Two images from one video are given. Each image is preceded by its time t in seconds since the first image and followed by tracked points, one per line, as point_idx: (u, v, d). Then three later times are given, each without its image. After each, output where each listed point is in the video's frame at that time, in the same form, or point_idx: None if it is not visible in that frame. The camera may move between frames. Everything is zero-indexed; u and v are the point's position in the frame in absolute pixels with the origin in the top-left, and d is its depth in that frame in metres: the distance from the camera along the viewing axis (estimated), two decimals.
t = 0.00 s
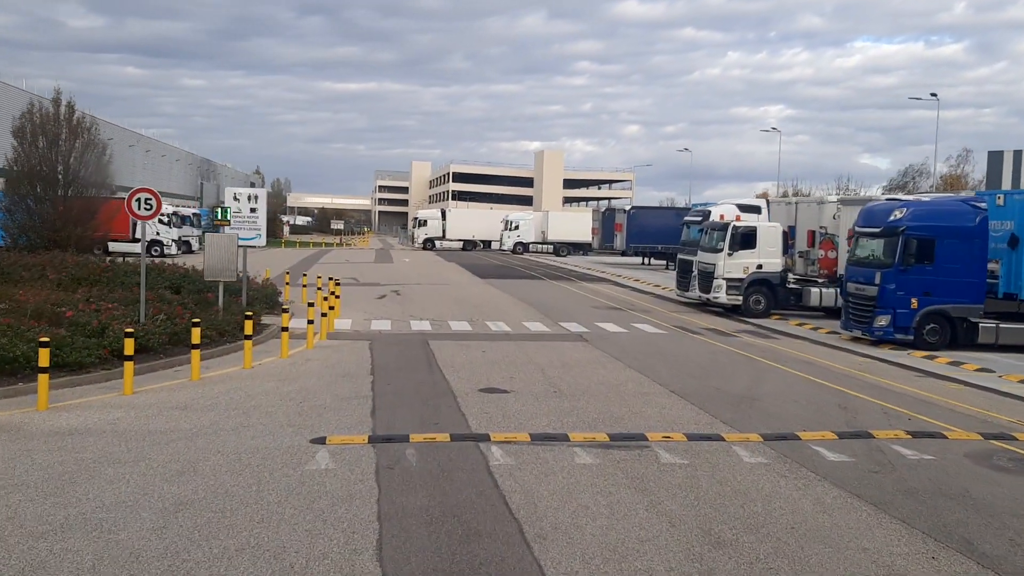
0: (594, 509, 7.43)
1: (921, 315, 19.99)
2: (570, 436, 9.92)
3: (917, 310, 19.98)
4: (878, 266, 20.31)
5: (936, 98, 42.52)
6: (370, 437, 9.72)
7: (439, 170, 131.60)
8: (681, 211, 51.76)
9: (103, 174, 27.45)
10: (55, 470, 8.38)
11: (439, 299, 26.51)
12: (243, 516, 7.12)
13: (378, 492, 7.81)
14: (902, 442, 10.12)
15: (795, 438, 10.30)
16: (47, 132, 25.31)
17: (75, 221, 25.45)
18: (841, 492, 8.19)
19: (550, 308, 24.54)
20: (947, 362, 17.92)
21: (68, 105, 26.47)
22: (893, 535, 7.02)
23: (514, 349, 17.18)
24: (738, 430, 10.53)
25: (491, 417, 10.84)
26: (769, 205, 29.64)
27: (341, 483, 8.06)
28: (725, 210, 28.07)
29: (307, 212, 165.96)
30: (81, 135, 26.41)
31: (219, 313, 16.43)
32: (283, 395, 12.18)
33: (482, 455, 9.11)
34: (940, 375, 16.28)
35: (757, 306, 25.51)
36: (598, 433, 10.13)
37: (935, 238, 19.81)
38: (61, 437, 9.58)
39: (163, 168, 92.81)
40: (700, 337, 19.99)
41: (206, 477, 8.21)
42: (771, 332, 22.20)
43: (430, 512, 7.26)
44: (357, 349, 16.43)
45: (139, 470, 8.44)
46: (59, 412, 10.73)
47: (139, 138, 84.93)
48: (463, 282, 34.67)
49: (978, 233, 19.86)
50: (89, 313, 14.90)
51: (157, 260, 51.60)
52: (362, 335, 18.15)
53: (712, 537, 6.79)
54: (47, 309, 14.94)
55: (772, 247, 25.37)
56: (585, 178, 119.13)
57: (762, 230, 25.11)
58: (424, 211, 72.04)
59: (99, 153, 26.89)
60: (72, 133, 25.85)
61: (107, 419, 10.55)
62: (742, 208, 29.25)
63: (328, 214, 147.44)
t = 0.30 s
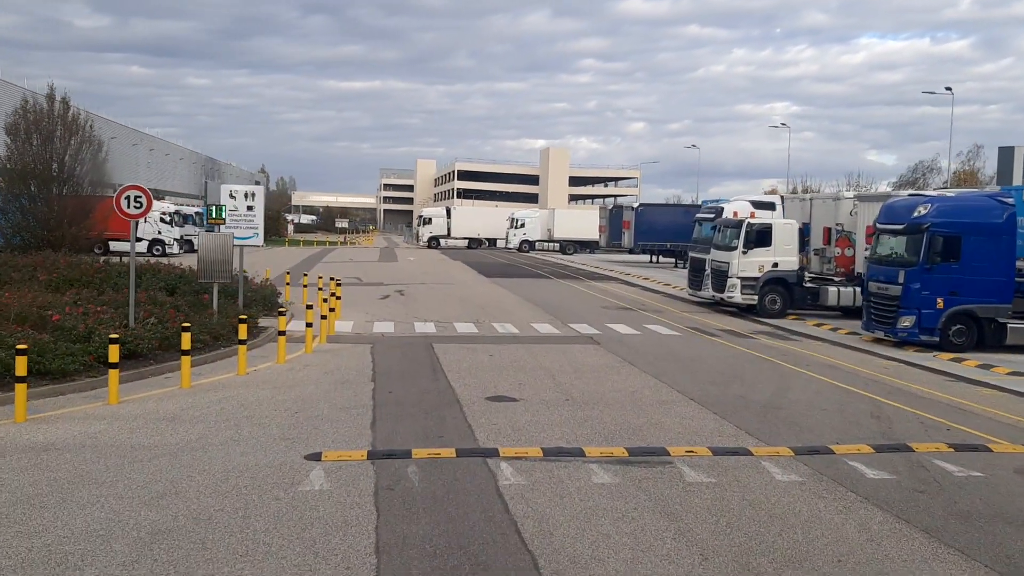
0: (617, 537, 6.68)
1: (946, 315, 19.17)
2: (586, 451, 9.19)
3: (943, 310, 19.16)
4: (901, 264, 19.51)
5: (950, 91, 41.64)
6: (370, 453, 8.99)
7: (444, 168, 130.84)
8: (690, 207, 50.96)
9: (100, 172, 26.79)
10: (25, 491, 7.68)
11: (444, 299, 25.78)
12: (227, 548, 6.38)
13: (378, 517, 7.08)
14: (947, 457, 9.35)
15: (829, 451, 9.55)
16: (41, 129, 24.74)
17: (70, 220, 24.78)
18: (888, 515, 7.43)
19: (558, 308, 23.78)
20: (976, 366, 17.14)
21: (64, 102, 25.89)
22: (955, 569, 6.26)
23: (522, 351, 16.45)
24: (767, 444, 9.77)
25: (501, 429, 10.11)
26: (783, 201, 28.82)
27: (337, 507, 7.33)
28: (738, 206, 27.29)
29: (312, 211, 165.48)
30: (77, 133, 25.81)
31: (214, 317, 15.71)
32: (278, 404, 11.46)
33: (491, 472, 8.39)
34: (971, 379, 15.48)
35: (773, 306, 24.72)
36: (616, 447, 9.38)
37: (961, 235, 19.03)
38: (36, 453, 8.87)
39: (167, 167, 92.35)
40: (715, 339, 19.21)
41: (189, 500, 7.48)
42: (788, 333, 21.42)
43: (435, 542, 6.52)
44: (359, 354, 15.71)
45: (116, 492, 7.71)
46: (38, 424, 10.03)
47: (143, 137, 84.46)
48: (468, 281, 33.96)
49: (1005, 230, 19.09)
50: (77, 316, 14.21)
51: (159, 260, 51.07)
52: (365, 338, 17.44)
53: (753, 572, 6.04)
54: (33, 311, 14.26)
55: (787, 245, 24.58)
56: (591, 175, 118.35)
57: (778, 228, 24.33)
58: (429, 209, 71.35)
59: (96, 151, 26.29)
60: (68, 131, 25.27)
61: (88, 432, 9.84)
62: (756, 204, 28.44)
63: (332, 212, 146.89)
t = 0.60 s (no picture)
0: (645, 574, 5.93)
1: (974, 317, 18.37)
2: (604, 470, 8.44)
3: (970, 312, 18.36)
4: (926, 264, 18.72)
5: (966, 86, 40.80)
6: (369, 472, 8.27)
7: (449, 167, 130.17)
8: (699, 206, 50.17)
9: (96, 170, 26.18)
10: None
11: (449, 300, 25.03)
12: None
13: (376, 549, 6.34)
14: (997, 477, 8.60)
15: (867, 469, 8.79)
16: (35, 126, 24.13)
17: (65, 219, 24.12)
18: (943, 547, 6.67)
19: (567, 310, 23.03)
20: (1007, 371, 16.34)
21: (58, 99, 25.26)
22: None
23: (531, 356, 15.70)
24: (800, 461, 9.01)
25: (509, 444, 9.35)
26: (798, 199, 27.99)
27: (331, 537, 6.59)
28: (752, 205, 26.50)
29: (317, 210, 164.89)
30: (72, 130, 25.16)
31: (208, 321, 15.00)
32: (272, 415, 10.72)
33: (500, 495, 7.65)
34: (1004, 386, 14.69)
35: (789, 308, 23.92)
36: (635, 466, 8.62)
37: (989, 233, 18.29)
38: (6, 471, 8.16)
39: (171, 166, 91.84)
40: (732, 342, 18.42)
41: (167, 529, 6.74)
42: (806, 336, 20.61)
43: None
44: (358, 359, 14.97)
45: (86, 518, 6.98)
46: (13, 438, 9.32)
47: (147, 136, 83.94)
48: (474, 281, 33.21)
49: None
50: (62, 320, 13.50)
51: (161, 260, 50.46)
52: (367, 342, 16.72)
53: None
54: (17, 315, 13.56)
55: (804, 244, 23.78)
56: (597, 174, 117.56)
57: (794, 226, 23.55)
58: (434, 208, 70.67)
59: (91, 149, 25.65)
60: (63, 127, 24.65)
61: (65, 447, 9.13)
62: (770, 202, 27.64)
63: (337, 211, 146.31)
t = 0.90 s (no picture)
0: None
1: (1002, 320, 17.58)
2: (624, 492, 7.69)
3: (999, 314, 17.57)
4: (953, 264, 17.93)
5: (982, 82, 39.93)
6: (366, 495, 7.54)
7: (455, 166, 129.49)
8: (708, 204, 49.34)
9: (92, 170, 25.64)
10: None
11: (455, 302, 24.28)
12: None
13: None
14: None
15: (911, 491, 8.03)
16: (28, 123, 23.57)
17: (60, 218, 23.44)
18: None
19: (576, 312, 22.27)
20: None
21: (53, 96, 24.81)
22: None
23: (540, 362, 14.96)
24: (837, 482, 8.24)
25: (519, 461, 8.62)
26: (814, 196, 27.16)
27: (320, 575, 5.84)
28: (767, 202, 25.70)
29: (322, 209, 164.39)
30: (66, 126, 24.73)
31: (201, 326, 14.29)
32: (264, 428, 10.01)
33: (510, 522, 6.90)
34: None
35: (806, 309, 23.13)
36: (657, 487, 7.87)
37: (1018, 232, 17.52)
38: None
39: (175, 166, 91.29)
40: (749, 346, 17.65)
41: (136, 566, 6.00)
42: (826, 339, 19.82)
43: None
44: (359, 365, 14.24)
45: (48, 553, 6.25)
46: None
47: (151, 135, 83.39)
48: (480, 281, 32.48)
49: None
50: (46, 325, 12.80)
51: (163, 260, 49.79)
52: (368, 346, 16.00)
53: None
54: None
55: (821, 243, 22.99)
56: (603, 172, 116.74)
57: (812, 225, 22.78)
58: (440, 207, 69.97)
59: (86, 146, 25.16)
60: (57, 125, 24.11)
61: (37, 465, 8.41)
62: (785, 200, 26.81)
63: (343, 211, 145.71)
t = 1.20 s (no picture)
0: None
1: None
2: (648, 517, 6.96)
3: None
4: (981, 263, 17.13)
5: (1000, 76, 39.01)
6: (363, 521, 6.82)
7: (461, 164, 128.79)
8: (719, 201, 48.53)
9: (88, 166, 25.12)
10: None
11: (461, 303, 23.55)
12: None
13: None
14: None
15: (964, 515, 7.28)
16: (21, 119, 22.91)
17: (54, 216, 22.96)
18: None
19: (587, 313, 21.53)
20: None
21: (46, 90, 24.12)
22: None
23: (551, 366, 14.23)
24: (881, 505, 7.49)
25: (530, 481, 7.89)
26: (830, 193, 26.33)
27: None
28: (783, 200, 24.91)
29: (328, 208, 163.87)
30: (61, 123, 24.12)
31: (193, 330, 13.60)
32: (255, 442, 9.31)
33: (523, 554, 6.19)
34: None
35: (824, 309, 22.34)
36: (684, 511, 7.13)
37: None
38: None
39: (180, 165, 90.84)
40: (768, 349, 16.89)
41: None
42: (847, 341, 19.03)
43: None
44: (360, 371, 13.54)
45: None
46: None
47: (155, 133, 82.95)
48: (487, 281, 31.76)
49: None
50: (29, 330, 12.13)
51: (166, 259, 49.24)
52: (370, 350, 15.29)
53: None
54: None
55: (840, 241, 22.21)
56: (610, 170, 115.88)
57: (830, 222, 22.06)
58: (446, 205, 69.34)
59: (82, 143, 24.59)
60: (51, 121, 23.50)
61: (6, 486, 7.72)
62: (800, 197, 25.99)
63: (348, 210, 145.21)
